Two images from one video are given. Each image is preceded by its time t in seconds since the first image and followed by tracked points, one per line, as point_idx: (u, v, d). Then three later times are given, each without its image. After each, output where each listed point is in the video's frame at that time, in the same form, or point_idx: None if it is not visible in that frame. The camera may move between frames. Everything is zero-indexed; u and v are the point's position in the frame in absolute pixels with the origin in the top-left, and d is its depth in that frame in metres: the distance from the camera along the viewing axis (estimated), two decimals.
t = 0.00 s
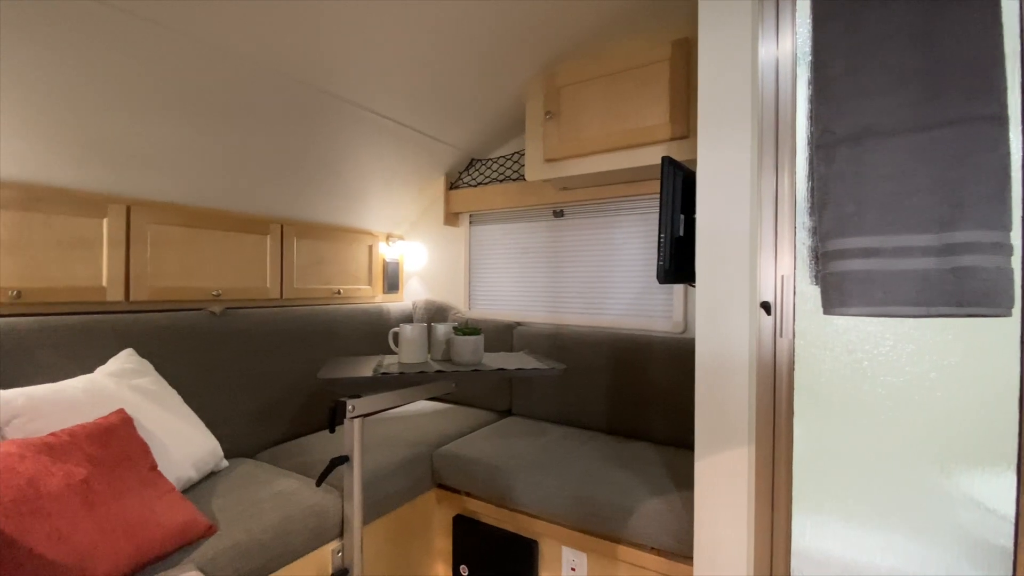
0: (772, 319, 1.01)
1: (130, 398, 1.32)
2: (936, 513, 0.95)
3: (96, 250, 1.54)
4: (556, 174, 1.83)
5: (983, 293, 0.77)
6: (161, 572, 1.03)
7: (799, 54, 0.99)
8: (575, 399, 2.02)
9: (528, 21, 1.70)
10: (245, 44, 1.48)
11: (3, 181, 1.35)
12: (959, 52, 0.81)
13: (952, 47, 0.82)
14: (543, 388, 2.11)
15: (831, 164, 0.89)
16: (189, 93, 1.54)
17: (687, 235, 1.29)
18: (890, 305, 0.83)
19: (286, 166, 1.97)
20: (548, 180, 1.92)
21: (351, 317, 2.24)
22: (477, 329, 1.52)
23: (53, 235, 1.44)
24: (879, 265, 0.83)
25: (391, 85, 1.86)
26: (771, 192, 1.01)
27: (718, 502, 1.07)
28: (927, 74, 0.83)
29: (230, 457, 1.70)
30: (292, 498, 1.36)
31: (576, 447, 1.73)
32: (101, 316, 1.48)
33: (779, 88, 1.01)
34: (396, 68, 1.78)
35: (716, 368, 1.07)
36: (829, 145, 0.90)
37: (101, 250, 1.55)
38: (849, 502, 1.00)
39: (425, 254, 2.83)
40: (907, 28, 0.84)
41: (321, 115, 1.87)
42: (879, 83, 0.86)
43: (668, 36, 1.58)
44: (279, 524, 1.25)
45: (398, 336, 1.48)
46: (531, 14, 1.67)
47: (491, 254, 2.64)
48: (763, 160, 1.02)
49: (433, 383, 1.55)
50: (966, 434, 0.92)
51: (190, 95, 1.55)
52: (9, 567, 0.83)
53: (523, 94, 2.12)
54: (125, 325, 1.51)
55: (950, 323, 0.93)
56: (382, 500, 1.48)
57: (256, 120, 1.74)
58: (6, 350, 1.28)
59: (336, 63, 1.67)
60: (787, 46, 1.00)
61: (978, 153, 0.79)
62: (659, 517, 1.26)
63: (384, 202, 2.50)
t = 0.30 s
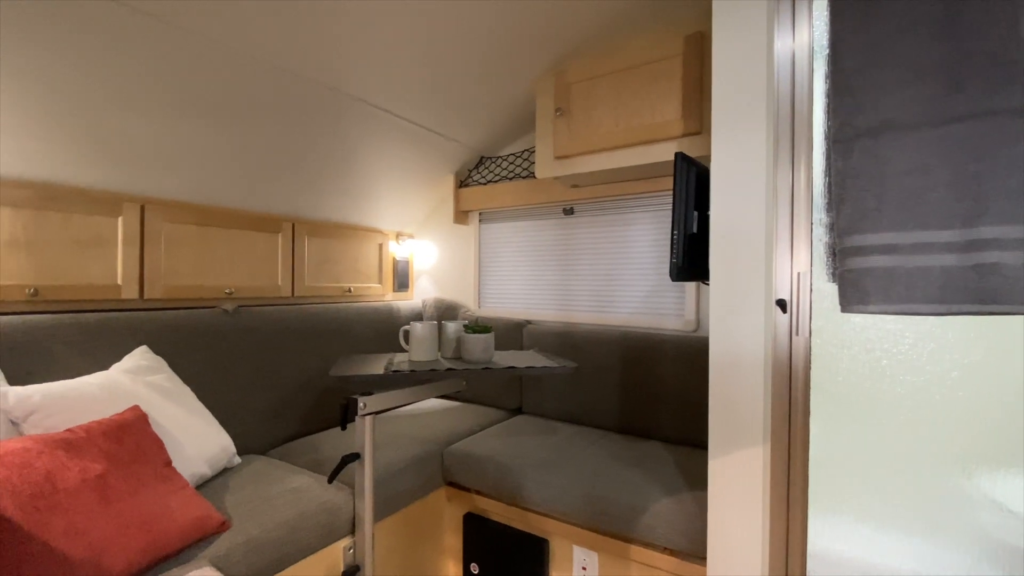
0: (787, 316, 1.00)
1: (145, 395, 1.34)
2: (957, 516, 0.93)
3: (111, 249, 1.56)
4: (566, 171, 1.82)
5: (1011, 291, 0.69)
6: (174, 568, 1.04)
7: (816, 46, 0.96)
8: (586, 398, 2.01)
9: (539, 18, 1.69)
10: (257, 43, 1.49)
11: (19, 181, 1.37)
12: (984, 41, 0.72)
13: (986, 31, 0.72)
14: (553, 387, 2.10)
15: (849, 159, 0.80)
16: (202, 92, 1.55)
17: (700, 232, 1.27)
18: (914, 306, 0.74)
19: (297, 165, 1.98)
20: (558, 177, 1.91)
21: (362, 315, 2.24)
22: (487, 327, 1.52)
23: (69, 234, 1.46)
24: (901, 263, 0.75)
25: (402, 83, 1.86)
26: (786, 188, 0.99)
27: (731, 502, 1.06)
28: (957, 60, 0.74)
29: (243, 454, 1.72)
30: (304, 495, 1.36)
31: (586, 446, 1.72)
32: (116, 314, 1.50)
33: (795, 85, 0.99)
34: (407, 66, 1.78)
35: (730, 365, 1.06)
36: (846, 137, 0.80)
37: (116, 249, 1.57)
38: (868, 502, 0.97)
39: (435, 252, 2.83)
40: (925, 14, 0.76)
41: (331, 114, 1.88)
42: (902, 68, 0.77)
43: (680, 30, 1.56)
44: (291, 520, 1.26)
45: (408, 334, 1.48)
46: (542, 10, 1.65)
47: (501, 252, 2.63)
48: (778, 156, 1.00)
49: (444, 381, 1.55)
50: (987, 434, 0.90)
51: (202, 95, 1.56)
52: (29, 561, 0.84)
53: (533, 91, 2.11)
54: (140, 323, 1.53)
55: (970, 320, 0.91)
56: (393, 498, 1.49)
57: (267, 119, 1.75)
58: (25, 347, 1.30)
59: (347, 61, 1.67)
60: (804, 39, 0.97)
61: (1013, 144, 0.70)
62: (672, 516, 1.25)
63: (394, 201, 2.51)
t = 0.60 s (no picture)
0: (802, 314, 0.98)
1: (158, 392, 1.35)
2: (977, 516, 0.91)
3: (124, 247, 1.57)
4: (576, 168, 1.81)
5: None
6: (187, 564, 1.04)
7: (833, 38, 0.95)
8: (595, 396, 2.00)
9: (549, 14, 1.68)
10: (268, 41, 1.49)
11: (33, 180, 1.39)
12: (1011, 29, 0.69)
13: (1015, 16, 0.68)
14: (562, 385, 2.10)
15: (867, 153, 0.77)
16: (213, 91, 1.56)
17: (713, 229, 1.26)
18: (934, 304, 0.71)
19: (307, 163, 1.98)
20: (568, 174, 1.90)
21: (371, 312, 2.25)
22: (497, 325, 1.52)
23: (83, 232, 1.48)
24: (920, 259, 0.72)
25: (411, 81, 1.85)
26: (802, 186, 0.98)
27: (744, 502, 1.05)
28: (983, 50, 0.70)
29: (255, 451, 1.73)
30: (315, 492, 1.37)
31: (596, 444, 1.71)
32: (129, 312, 1.51)
33: (810, 80, 0.97)
34: (416, 64, 1.78)
35: (744, 363, 1.04)
36: (864, 132, 0.77)
37: (129, 247, 1.58)
38: (884, 501, 0.95)
39: (444, 250, 2.84)
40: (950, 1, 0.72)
41: (341, 112, 1.88)
42: (923, 59, 0.73)
43: (692, 25, 1.54)
44: (302, 517, 1.26)
45: (418, 332, 1.48)
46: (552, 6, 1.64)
47: (510, 250, 2.63)
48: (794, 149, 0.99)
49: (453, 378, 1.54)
50: (1008, 433, 0.89)
51: (213, 93, 1.56)
52: (46, 557, 0.85)
53: (543, 87, 2.10)
54: (152, 321, 1.54)
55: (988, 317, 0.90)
56: (403, 495, 1.49)
57: (277, 117, 1.75)
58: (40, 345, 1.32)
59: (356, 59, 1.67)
60: (820, 31, 0.96)
61: None
62: (684, 516, 1.24)
63: (402, 199, 2.51)
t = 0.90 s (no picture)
0: (817, 312, 0.97)
1: (169, 389, 1.35)
2: (997, 520, 0.89)
3: (135, 245, 1.58)
4: (585, 165, 1.80)
5: None
6: (199, 560, 1.05)
7: (849, 32, 0.92)
8: (604, 395, 1.99)
9: (559, 10, 1.67)
10: (277, 38, 1.49)
11: (46, 179, 1.40)
12: None
13: None
14: (571, 383, 2.09)
15: (883, 148, 0.73)
16: (223, 90, 1.57)
17: (725, 226, 1.25)
18: (957, 303, 0.67)
19: (316, 160, 1.98)
20: (577, 171, 1.89)
21: (380, 311, 2.25)
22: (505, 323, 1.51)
23: (94, 231, 1.49)
24: (941, 255, 0.67)
25: (419, 78, 1.85)
26: (817, 180, 0.97)
27: (756, 502, 1.04)
28: (1007, 38, 0.65)
29: (264, 449, 1.73)
30: (324, 490, 1.37)
31: (605, 443, 1.70)
32: (140, 309, 1.52)
33: (826, 75, 0.96)
34: (425, 61, 1.77)
35: (757, 361, 1.03)
36: (881, 126, 0.73)
37: (140, 246, 1.59)
38: (899, 500, 0.93)
39: (451, 248, 2.83)
40: None
41: (349, 110, 1.88)
42: (945, 48, 0.69)
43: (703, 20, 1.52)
44: (311, 515, 1.27)
45: (427, 330, 1.47)
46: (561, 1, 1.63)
47: (517, 248, 2.62)
48: (808, 149, 0.97)
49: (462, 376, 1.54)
50: None
51: (223, 92, 1.57)
52: (58, 554, 0.85)
53: (551, 84, 2.08)
54: (163, 319, 1.55)
55: (1011, 315, 0.87)
56: (412, 493, 1.49)
57: (286, 116, 1.76)
58: (53, 342, 1.33)
59: (365, 56, 1.67)
60: (836, 25, 0.94)
61: None
62: (695, 516, 1.23)
63: (410, 197, 2.51)
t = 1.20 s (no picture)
0: (830, 309, 0.96)
1: (177, 386, 1.36)
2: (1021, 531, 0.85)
3: (142, 243, 1.58)
4: (593, 162, 1.79)
5: None
6: (208, 557, 1.05)
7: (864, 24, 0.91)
8: (612, 393, 1.98)
9: (567, 5, 1.65)
10: (284, 36, 1.49)
11: (56, 176, 1.41)
12: None
13: None
14: (578, 382, 2.08)
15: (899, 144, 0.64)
16: (231, 87, 1.57)
17: (736, 222, 1.23)
18: (979, 300, 0.58)
19: (324, 158, 1.98)
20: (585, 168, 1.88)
21: (386, 309, 2.25)
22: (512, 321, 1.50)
23: (103, 228, 1.49)
24: (965, 250, 0.58)
25: (427, 76, 1.85)
26: (830, 176, 0.95)
27: (767, 502, 1.03)
28: None
29: (272, 446, 1.74)
30: (332, 487, 1.37)
31: (613, 442, 1.69)
32: (149, 307, 1.53)
33: (840, 69, 0.94)
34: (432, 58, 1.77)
35: (767, 359, 1.02)
36: (896, 120, 0.64)
37: (148, 243, 1.60)
38: (914, 504, 0.89)
39: (458, 247, 2.83)
40: None
41: (357, 107, 1.87)
42: (969, 34, 0.60)
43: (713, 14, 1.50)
44: (319, 512, 1.27)
45: (434, 327, 1.47)
46: None
47: (524, 247, 2.61)
48: (821, 144, 0.96)
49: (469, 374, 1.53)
50: None
51: (230, 89, 1.57)
52: (67, 550, 0.85)
53: (559, 81, 2.07)
54: (172, 316, 1.55)
55: None
56: (419, 491, 1.49)
57: (293, 114, 1.75)
58: (63, 339, 1.34)
59: (372, 54, 1.66)
60: (850, 18, 0.93)
61: None
62: (704, 516, 1.22)
63: (416, 195, 2.51)
